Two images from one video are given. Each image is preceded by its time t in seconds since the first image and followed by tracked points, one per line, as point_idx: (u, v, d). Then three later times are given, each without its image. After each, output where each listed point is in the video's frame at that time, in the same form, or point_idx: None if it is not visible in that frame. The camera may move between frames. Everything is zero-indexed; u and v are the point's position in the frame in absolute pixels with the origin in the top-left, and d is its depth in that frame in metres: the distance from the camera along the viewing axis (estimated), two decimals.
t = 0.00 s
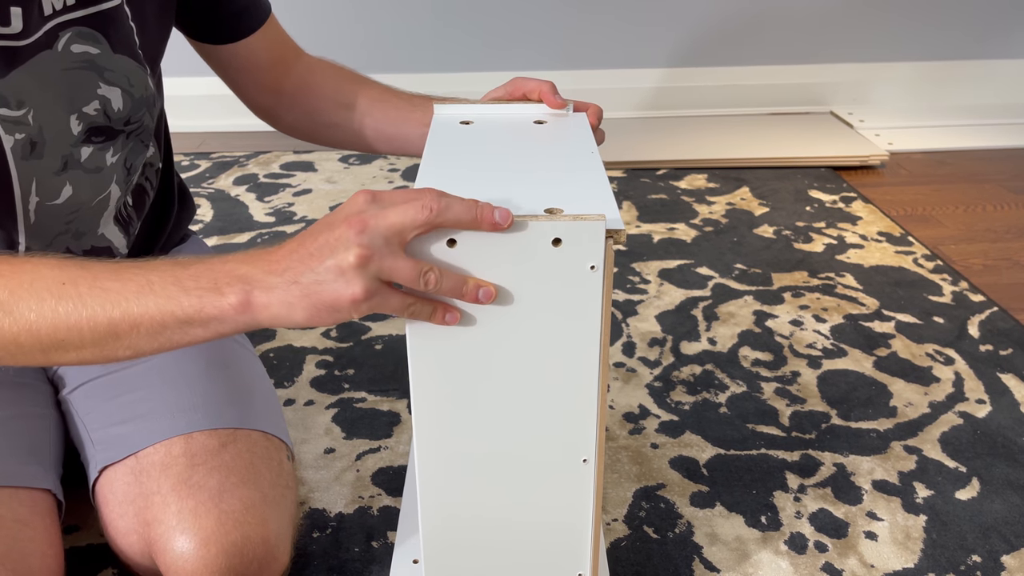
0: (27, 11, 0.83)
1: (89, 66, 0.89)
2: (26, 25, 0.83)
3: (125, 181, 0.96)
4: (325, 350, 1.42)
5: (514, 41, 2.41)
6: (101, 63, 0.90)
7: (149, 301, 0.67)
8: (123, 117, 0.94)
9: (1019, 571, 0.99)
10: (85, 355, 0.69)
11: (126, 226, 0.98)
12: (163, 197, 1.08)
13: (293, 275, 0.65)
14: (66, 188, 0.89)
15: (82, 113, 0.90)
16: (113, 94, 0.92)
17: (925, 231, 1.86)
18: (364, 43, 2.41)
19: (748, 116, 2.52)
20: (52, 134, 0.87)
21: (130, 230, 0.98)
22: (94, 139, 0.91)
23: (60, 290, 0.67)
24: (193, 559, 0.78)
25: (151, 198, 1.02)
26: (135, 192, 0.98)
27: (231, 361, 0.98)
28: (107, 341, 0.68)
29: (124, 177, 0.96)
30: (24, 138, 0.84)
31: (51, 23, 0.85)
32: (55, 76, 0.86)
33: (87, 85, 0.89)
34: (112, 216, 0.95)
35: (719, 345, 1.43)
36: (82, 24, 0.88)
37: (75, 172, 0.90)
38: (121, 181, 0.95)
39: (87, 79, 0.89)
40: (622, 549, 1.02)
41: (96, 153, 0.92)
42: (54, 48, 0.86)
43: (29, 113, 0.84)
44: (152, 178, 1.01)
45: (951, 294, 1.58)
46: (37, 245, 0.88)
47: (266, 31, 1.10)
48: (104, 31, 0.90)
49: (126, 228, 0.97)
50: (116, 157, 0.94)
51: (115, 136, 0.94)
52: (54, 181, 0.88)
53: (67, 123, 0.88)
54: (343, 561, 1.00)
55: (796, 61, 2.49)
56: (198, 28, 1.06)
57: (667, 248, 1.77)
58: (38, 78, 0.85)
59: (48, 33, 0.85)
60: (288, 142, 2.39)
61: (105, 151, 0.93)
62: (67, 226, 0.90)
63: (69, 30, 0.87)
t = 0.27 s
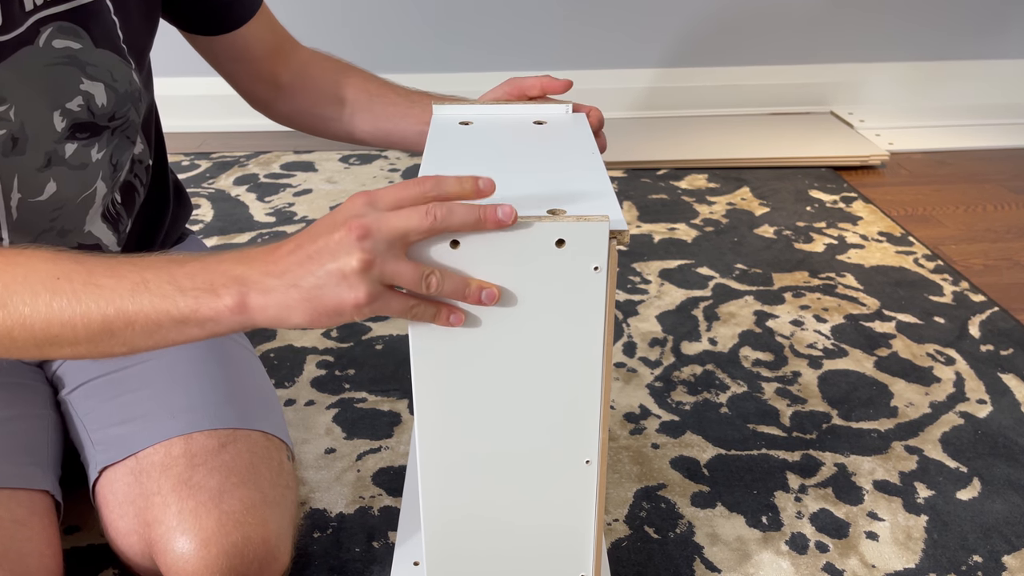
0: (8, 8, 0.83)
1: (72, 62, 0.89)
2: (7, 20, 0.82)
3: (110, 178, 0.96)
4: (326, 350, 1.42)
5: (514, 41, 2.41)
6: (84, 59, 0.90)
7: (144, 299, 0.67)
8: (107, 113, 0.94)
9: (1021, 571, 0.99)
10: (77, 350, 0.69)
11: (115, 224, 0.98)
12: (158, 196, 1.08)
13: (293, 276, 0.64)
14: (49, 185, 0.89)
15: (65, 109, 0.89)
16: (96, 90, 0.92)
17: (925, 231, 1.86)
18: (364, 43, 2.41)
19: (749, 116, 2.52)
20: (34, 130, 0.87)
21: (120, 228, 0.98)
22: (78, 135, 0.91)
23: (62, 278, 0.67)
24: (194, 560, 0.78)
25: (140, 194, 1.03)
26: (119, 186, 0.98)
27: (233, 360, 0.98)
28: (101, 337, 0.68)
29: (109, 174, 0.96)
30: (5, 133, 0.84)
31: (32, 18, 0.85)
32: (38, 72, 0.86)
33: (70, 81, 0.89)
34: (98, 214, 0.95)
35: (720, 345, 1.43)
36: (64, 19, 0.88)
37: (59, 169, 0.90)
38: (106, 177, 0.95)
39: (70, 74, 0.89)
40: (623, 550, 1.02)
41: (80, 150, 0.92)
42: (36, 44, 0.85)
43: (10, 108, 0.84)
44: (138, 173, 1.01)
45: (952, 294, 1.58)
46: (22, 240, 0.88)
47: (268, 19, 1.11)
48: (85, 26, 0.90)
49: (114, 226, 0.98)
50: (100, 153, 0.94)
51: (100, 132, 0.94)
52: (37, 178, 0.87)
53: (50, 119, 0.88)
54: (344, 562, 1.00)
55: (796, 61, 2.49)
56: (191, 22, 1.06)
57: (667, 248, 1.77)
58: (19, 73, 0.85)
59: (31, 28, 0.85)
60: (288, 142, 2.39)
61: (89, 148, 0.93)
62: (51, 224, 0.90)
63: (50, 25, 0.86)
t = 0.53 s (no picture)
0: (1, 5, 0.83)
1: (65, 59, 0.89)
2: None
3: (105, 176, 0.95)
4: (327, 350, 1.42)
5: (515, 40, 2.41)
6: (77, 56, 0.90)
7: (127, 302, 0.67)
8: (101, 110, 0.93)
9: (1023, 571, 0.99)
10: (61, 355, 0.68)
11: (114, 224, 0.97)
12: (156, 194, 1.08)
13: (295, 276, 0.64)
14: (44, 183, 0.89)
15: (58, 107, 0.89)
16: (89, 87, 0.91)
17: (926, 231, 1.86)
18: (364, 43, 2.41)
19: (750, 116, 2.52)
20: (27, 128, 0.88)
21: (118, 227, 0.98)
22: (72, 133, 0.91)
23: (54, 256, 0.64)
24: (194, 560, 0.78)
25: (138, 193, 1.01)
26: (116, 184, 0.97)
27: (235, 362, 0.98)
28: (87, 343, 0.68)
29: (104, 172, 0.95)
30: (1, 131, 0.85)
31: (23, 17, 0.85)
32: (31, 70, 0.87)
33: (63, 79, 0.89)
34: (95, 212, 0.94)
35: (721, 345, 1.43)
36: (56, 17, 0.88)
37: (53, 167, 0.90)
38: (101, 175, 0.94)
39: (62, 72, 0.89)
40: (624, 549, 1.02)
41: (74, 148, 0.92)
42: (29, 41, 0.86)
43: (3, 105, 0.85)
44: (135, 172, 1.00)
45: (953, 294, 1.58)
46: (17, 238, 0.88)
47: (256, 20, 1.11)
48: (78, 22, 0.90)
49: (112, 224, 0.97)
50: (95, 151, 0.94)
51: (93, 130, 0.93)
52: (31, 176, 0.88)
53: (42, 117, 0.89)
54: (346, 562, 1.00)
55: (797, 61, 2.49)
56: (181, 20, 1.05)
57: (668, 248, 1.76)
58: (12, 71, 0.85)
59: (23, 26, 0.85)
60: (289, 142, 2.39)
61: (84, 146, 0.93)
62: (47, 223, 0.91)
63: (43, 23, 0.87)
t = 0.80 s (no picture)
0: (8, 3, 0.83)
1: (71, 56, 0.89)
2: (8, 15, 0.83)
3: (114, 172, 0.95)
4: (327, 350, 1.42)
5: (515, 40, 2.41)
6: (82, 53, 0.90)
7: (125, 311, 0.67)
8: (107, 107, 0.94)
9: None
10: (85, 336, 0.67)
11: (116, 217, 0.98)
12: (155, 192, 1.08)
13: (296, 275, 0.64)
14: (60, 178, 0.89)
15: (66, 104, 0.89)
16: (95, 84, 0.92)
17: (927, 230, 1.85)
18: (364, 42, 2.41)
19: (750, 115, 2.52)
20: (38, 124, 0.87)
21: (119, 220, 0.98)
22: (80, 130, 0.91)
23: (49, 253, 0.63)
24: (195, 560, 0.78)
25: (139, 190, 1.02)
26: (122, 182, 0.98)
27: (234, 362, 0.97)
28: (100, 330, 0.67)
29: (112, 169, 0.95)
30: (19, 126, 0.85)
31: (31, 14, 0.85)
32: (38, 67, 0.86)
33: (70, 76, 0.89)
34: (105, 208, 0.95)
35: (722, 344, 1.43)
36: (60, 14, 0.88)
37: (64, 163, 0.90)
38: (110, 172, 0.95)
39: (69, 69, 0.89)
40: (624, 549, 1.01)
41: (83, 144, 0.92)
42: (36, 38, 0.86)
43: (16, 101, 0.85)
44: (139, 170, 1.01)
45: (953, 293, 1.58)
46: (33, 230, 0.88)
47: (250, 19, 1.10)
48: (84, 21, 0.90)
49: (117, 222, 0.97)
50: (103, 148, 0.94)
51: (100, 127, 0.94)
52: (48, 170, 0.88)
53: (51, 115, 0.88)
54: (346, 561, 1.00)
55: (797, 61, 2.49)
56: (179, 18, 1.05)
57: (668, 248, 1.76)
58: (20, 68, 0.85)
59: (30, 24, 0.85)
60: (289, 142, 2.39)
61: (92, 142, 0.93)
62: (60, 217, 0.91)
63: (49, 20, 0.87)
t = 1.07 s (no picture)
0: None
1: (79, 52, 0.89)
2: (17, 10, 0.83)
3: (119, 169, 0.96)
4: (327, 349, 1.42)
5: (515, 40, 2.41)
6: (91, 49, 0.90)
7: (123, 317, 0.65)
8: (113, 104, 0.94)
9: None
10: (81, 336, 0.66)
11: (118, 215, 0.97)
12: (155, 191, 1.08)
13: (297, 276, 0.64)
14: (66, 174, 0.90)
15: (73, 100, 0.90)
16: (102, 80, 0.92)
17: (927, 230, 1.85)
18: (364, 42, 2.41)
19: (750, 115, 2.51)
20: (46, 119, 0.87)
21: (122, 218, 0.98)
22: (86, 126, 0.92)
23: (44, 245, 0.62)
24: (196, 559, 0.78)
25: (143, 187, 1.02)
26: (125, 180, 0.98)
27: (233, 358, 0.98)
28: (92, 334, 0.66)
29: (117, 165, 0.96)
30: (27, 121, 0.85)
31: (40, 8, 0.85)
32: (46, 62, 0.87)
33: (78, 72, 0.89)
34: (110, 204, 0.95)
35: (722, 344, 1.43)
36: (70, 10, 0.88)
37: (71, 159, 0.90)
38: (115, 168, 0.95)
39: (77, 65, 0.89)
40: (625, 549, 1.01)
41: (89, 141, 0.92)
42: (44, 34, 0.86)
43: (24, 96, 0.85)
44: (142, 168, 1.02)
45: (953, 293, 1.58)
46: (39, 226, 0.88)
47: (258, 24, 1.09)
48: (93, 17, 0.90)
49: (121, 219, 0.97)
50: (108, 145, 0.94)
51: (106, 123, 0.94)
52: (54, 167, 0.88)
53: (57, 111, 0.88)
54: (346, 561, 0.99)
55: (796, 60, 2.49)
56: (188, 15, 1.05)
57: (669, 248, 1.76)
58: (29, 64, 0.85)
59: (38, 19, 0.85)
60: (289, 141, 2.39)
61: (97, 139, 0.93)
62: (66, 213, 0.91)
63: (57, 15, 0.87)
